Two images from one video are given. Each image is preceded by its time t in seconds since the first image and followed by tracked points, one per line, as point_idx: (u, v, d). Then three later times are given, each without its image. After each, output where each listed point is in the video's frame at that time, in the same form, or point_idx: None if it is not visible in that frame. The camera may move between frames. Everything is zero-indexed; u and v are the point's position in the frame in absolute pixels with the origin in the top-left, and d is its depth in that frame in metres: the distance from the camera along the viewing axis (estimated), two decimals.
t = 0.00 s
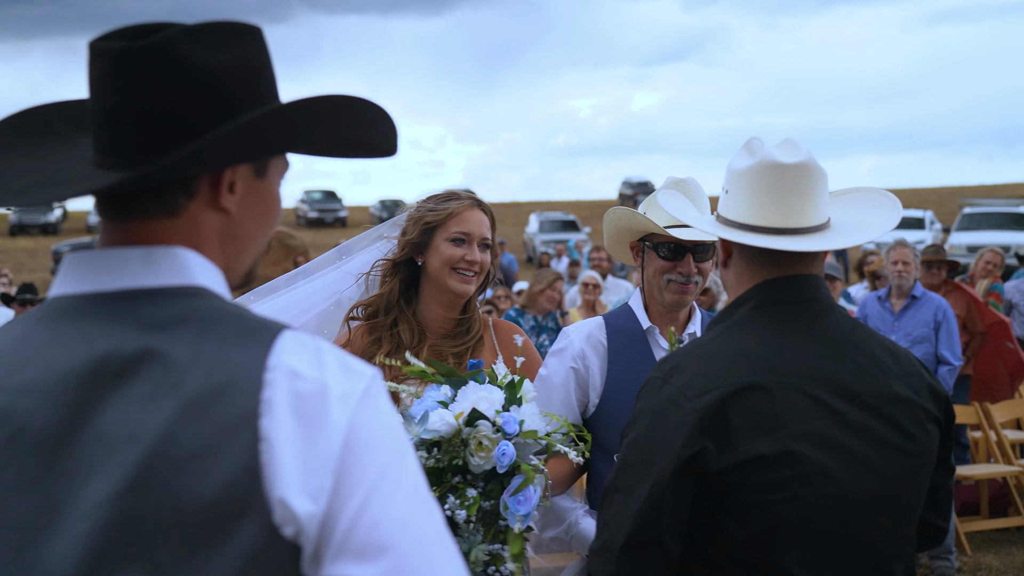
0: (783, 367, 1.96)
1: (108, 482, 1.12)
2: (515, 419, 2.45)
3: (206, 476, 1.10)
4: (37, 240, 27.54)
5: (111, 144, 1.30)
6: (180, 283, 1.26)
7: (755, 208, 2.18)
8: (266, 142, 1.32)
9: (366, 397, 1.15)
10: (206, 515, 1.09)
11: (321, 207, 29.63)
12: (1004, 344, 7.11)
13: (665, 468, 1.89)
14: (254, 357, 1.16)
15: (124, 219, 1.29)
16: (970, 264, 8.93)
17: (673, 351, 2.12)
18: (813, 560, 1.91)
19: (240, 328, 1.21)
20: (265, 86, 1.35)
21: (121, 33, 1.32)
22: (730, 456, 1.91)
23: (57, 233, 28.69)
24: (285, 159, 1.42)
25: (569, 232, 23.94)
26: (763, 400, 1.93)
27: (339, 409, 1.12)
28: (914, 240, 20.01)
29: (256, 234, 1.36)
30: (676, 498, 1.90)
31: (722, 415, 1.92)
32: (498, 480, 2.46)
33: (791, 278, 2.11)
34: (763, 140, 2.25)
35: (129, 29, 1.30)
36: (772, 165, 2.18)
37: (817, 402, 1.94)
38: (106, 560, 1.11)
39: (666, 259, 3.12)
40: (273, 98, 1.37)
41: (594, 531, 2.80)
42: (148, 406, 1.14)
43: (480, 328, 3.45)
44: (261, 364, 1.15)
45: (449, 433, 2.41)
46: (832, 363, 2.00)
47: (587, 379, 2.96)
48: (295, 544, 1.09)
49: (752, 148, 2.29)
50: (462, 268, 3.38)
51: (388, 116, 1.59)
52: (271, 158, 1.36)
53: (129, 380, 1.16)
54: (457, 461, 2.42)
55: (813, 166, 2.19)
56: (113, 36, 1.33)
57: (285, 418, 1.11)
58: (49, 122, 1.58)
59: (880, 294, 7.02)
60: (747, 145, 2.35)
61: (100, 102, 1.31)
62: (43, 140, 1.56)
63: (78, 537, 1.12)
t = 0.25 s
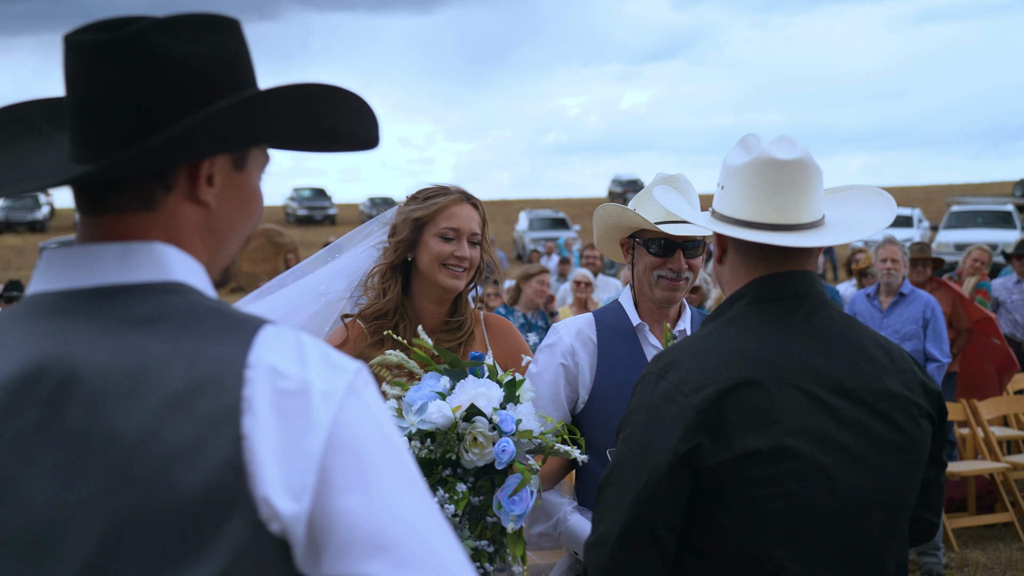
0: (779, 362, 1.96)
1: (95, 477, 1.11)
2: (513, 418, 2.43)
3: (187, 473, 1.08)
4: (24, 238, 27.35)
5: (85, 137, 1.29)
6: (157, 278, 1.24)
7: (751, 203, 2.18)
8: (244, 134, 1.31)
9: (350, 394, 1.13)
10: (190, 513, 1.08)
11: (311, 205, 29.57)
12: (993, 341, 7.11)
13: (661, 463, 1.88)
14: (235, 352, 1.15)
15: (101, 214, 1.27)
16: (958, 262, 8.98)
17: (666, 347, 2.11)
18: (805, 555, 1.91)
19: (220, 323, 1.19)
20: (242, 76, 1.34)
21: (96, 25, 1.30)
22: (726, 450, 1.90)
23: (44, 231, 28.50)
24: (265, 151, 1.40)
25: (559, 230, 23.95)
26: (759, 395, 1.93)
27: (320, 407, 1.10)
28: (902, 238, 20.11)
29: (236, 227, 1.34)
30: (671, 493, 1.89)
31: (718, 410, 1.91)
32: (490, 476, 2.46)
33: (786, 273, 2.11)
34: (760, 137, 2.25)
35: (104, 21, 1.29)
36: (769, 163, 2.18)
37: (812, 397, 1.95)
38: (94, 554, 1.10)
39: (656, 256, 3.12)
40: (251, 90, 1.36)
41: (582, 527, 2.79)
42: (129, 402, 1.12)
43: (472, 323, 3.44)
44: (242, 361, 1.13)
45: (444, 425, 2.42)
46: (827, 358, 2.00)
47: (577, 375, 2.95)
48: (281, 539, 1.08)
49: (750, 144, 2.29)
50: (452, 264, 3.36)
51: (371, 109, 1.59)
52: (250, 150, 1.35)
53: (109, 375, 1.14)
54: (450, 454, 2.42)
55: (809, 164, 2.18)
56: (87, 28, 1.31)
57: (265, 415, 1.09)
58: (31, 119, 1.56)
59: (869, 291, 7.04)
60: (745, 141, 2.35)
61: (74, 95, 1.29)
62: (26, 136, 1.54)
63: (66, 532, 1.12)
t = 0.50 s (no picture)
0: (772, 361, 1.97)
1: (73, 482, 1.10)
2: (486, 407, 2.43)
3: (169, 478, 1.08)
4: (14, 235, 27.19)
5: (69, 135, 1.28)
6: (140, 282, 1.24)
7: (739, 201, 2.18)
8: (229, 134, 1.31)
9: (333, 400, 1.15)
10: (172, 519, 1.07)
11: (303, 202, 29.51)
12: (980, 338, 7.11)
13: (656, 462, 1.88)
14: (218, 357, 1.15)
15: (83, 214, 1.26)
16: (948, 260, 9.01)
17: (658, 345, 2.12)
18: (798, 553, 1.91)
19: (204, 328, 1.19)
20: (227, 76, 1.34)
21: (78, 22, 1.30)
22: (720, 448, 1.91)
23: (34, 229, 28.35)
24: (248, 150, 1.40)
25: (552, 227, 23.96)
26: (752, 394, 1.93)
27: (304, 412, 1.12)
28: (894, 236, 20.18)
29: (219, 226, 1.34)
30: (666, 491, 1.89)
31: (711, 408, 1.91)
32: (467, 467, 2.47)
33: (778, 273, 2.11)
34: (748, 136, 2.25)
35: (86, 18, 1.28)
36: (756, 163, 2.19)
37: (805, 396, 1.95)
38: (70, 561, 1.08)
39: (645, 255, 3.12)
40: (236, 90, 1.36)
41: (570, 526, 2.79)
42: (109, 406, 1.11)
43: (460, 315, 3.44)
44: (225, 367, 1.14)
45: (417, 416, 2.42)
46: (819, 357, 2.01)
47: (566, 374, 2.95)
48: (266, 539, 1.10)
49: (737, 144, 2.31)
50: (437, 259, 3.35)
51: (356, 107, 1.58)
52: (234, 149, 1.34)
53: (89, 380, 1.13)
54: (424, 446, 2.43)
55: (796, 162, 2.20)
56: (70, 24, 1.30)
57: (248, 422, 1.10)
58: (12, 118, 1.55)
59: (860, 289, 7.06)
60: (733, 142, 2.36)
61: (57, 93, 1.28)
62: (8, 134, 1.52)
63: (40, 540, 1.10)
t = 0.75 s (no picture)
0: (767, 364, 1.97)
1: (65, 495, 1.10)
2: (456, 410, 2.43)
3: (160, 491, 1.08)
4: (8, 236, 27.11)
5: (66, 141, 1.27)
6: (132, 291, 1.23)
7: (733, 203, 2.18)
8: (228, 146, 1.32)
9: (325, 410, 1.17)
10: (162, 531, 1.07)
11: (298, 204, 29.47)
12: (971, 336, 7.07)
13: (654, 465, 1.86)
14: (210, 368, 1.15)
15: (76, 220, 1.26)
16: (941, 262, 9.03)
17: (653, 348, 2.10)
18: (794, 556, 1.91)
19: (196, 338, 1.19)
20: (224, 94, 1.35)
21: (79, 29, 1.29)
22: (716, 451, 1.89)
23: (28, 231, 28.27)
24: (243, 161, 1.41)
25: (547, 229, 23.96)
26: (749, 397, 1.92)
27: (298, 421, 1.13)
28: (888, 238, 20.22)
29: (212, 236, 1.34)
30: (661, 494, 1.87)
31: (709, 411, 1.90)
32: (440, 469, 2.44)
33: (771, 276, 2.12)
34: (742, 140, 2.26)
35: (88, 25, 1.28)
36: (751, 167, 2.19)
37: (799, 399, 1.96)
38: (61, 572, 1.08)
39: (635, 258, 3.12)
40: (234, 107, 1.37)
41: (560, 530, 2.78)
42: (100, 418, 1.11)
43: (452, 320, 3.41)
44: (217, 378, 1.14)
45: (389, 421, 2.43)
46: (812, 360, 2.01)
47: (557, 377, 2.95)
48: (255, 551, 1.10)
49: (732, 148, 2.30)
50: (430, 261, 3.34)
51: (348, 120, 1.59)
52: (231, 161, 1.35)
53: (79, 391, 1.13)
54: (394, 448, 2.41)
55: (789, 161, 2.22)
56: (71, 31, 1.30)
57: (240, 433, 1.10)
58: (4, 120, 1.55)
59: (853, 291, 7.08)
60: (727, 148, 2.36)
61: (54, 98, 1.27)
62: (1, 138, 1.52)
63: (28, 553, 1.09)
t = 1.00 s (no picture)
0: (764, 364, 1.97)
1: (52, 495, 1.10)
2: (448, 419, 2.43)
3: (149, 493, 1.09)
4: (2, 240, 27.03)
5: (61, 139, 1.28)
6: (124, 291, 1.24)
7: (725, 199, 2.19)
8: (223, 147, 1.32)
9: (315, 417, 1.16)
10: (151, 532, 1.08)
11: (293, 208, 29.44)
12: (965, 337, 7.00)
13: (652, 465, 1.86)
14: (201, 370, 1.15)
15: (69, 219, 1.26)
16: (934, 265, 9.06)
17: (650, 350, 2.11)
18: (788, 557, 1.92)
19: (188, 339, 1.20)
20: (221, 93, 1.36)
21: (76, 28, 1.30)
22: (713, 451, 1.89)
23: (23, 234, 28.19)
24: (238, 164, 1.41)
25: (543, 233, 23.98)
26: (745, 398, 1.92)
27: (287, 426, 1.14)
28: (883, 242, 20.28)
29: (205, 239, 1.35)
30: (659, 495, 1.87)
31: (706, 410, 1.90)
32: (426, 476, 2.43)
33: (767, 278, 2.10)
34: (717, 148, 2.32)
35: (84, 25, 1.28)
36: (728, 169, 2.23)
37: (797, 401, 1.95)
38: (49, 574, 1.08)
39: (627, 261, 3.13)
40: (230, 106, 1.38)
41: (553, 532, 2.78)
42: (92, 420, 1.12)
43: (446, 322, 3.43)
44: (208, 380, 1.15)
45: (379, 426, 2.43)
46: (809, 362, 2.01)
47: (548, 380, 2.95)
48: (242, 555, 1.11)
49: (705, 160, 2.36)
50: (423, 264, 3.33)
51: (343, 126, 1.61)
52: (226, 163, 1.36)
53: (69, 392, 1.13)
54: (383, 455, 2.42)
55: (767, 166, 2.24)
56: (68, 30, 1.30)
57: (233, 434, 1.11)
58: None
59: (847, 295, 7.08)
60: (698, 167, 2.43)
61: (51, 96, 1.27)
62: None
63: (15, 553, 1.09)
